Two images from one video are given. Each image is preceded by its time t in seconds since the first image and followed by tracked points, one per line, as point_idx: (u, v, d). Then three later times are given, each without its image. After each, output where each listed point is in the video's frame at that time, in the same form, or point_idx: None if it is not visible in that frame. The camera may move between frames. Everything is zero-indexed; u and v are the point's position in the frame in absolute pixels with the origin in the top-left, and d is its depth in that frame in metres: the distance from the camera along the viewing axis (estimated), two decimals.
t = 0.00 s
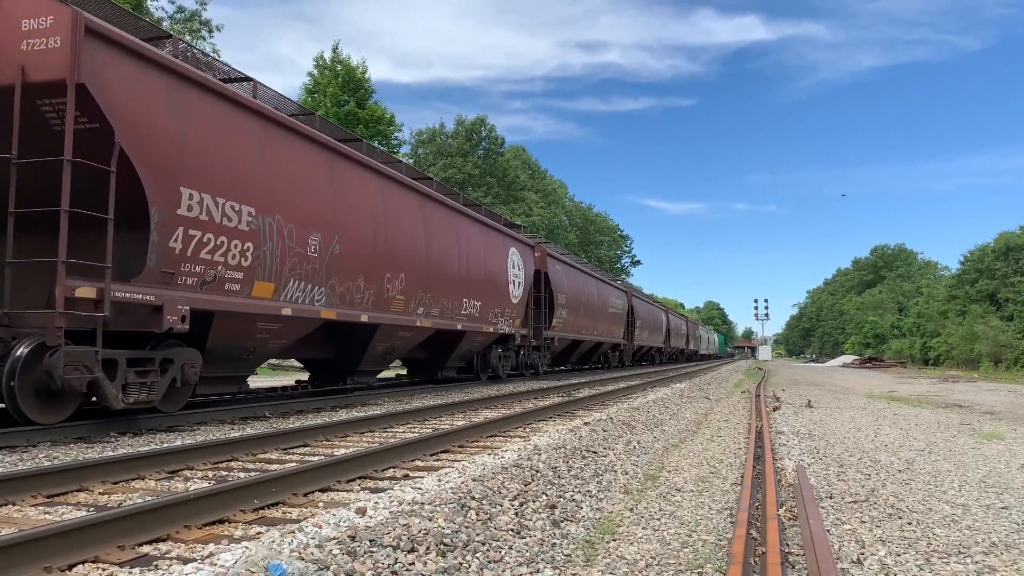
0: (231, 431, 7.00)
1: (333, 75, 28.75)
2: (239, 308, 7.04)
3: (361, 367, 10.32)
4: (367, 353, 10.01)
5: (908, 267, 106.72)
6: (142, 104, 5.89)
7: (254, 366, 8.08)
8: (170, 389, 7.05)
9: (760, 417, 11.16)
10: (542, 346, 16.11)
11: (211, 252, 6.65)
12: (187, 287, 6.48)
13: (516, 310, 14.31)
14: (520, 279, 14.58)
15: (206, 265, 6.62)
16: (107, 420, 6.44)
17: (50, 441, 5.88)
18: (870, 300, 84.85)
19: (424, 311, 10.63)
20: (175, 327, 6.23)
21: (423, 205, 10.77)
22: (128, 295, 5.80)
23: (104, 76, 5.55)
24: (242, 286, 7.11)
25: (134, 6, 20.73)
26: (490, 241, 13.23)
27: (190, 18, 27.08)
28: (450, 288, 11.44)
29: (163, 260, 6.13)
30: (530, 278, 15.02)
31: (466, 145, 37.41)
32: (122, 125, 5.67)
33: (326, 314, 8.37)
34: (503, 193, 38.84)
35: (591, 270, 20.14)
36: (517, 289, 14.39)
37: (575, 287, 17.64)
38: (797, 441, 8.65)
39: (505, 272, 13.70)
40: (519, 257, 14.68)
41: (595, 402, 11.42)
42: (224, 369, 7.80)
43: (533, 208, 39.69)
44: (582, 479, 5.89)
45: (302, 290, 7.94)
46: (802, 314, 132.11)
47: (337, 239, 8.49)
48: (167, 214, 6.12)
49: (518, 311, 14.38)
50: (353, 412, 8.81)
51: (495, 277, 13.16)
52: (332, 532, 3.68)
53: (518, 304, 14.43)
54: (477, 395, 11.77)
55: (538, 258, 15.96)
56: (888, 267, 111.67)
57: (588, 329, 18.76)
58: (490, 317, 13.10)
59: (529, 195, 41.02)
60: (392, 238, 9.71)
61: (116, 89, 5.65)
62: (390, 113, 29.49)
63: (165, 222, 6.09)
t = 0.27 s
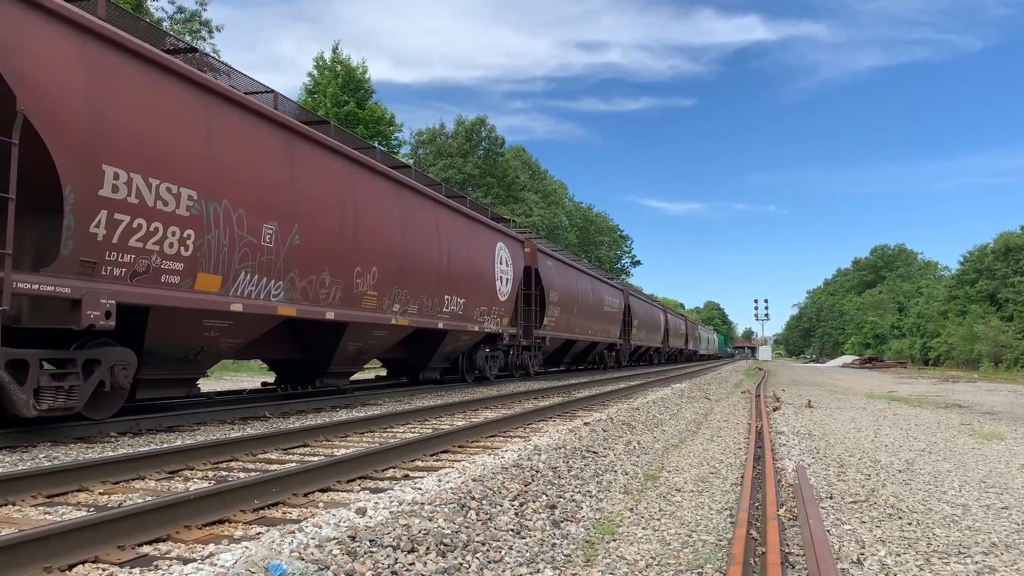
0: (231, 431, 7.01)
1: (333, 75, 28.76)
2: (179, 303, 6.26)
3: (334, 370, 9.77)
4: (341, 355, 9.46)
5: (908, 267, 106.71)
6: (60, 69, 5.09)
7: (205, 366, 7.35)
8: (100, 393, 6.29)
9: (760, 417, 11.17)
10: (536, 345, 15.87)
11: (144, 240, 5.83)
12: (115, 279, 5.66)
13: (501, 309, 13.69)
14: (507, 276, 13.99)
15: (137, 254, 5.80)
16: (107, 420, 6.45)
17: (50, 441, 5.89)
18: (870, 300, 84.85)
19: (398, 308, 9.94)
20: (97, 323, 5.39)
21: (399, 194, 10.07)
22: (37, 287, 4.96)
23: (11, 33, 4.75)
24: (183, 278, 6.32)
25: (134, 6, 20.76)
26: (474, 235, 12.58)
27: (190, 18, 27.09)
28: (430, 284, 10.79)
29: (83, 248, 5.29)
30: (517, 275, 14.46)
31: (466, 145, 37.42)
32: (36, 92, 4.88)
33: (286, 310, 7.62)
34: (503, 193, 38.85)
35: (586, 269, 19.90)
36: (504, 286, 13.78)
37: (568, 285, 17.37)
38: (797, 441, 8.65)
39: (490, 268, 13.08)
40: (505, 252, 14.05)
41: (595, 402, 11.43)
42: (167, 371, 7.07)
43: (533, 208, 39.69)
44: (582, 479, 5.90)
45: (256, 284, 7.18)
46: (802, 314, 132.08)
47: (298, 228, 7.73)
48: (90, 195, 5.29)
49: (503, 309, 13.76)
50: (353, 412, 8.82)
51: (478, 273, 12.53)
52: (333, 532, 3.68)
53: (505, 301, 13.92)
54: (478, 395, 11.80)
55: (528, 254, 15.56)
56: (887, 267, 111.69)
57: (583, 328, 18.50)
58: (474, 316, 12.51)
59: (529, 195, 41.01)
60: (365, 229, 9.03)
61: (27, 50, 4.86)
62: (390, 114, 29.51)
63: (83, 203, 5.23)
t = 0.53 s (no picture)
0: (231, 431, 7.01)
1: (333, 75, 28.74)
2: (108, 296, 5.53)
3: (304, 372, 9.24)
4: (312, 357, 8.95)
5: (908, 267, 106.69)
6: None
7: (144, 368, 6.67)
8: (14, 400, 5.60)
9: (760, 417, 11.16)
10: (529, 345, 15.59)
11: (63, 225, 5.15)
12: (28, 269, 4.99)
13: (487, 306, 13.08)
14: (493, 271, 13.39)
15: (54, 240, 5.11)
16: (107, 420, 6.46)
17: (50, 441, 5.90)
18: (870, 300, 84.84)
19: (371, 304, 9.30)
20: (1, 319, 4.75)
21: (373, 182, 9.45)
22: None
23: None
24: (113, 270, 5.63)
25: (134, 6, 20.77)
26: (456, 228, 11.93)
27: (190, 18, 27.07)
28: (407, 279, 10.15)
29: None
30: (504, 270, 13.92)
31: (466, 145, 37.39)
32: None
33: (239, 305, 6.96)
34: (503, 193, 38.83)
35: (582, 267, 19.65)
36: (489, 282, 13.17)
37: (562, 283, 17.06)
38: (797, 441, 8.65)
39: (473, 263, 12.44)
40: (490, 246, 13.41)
41: (595, 402, 11.42)
42: (103, 374, 6.35)
43: (533, 208, 39.65)
44: (582, 479, 5.90)
45: (202, 276, 6.50)
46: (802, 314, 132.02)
47: (253, 216, 7.07)
48: None
49: (488, 307, 13.15)
50: (352, 412, 8.82)
51: (461, 268, 11.91)
52: (332, 532, 3.68)
53: (492, 299, 13.42)
54: (477, 395, 11.80)
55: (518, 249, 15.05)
56: (887, 267, 111.70)
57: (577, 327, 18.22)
58: (457, 314, 11.91)
59: (529, 194, 40.98)
60: (333, 219, 8.38)
61: None
62: (390, 113, 29.50)
63: None
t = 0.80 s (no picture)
0: (231, 431, 7.01)
1: (333, 75, 28.73)
2: (17, 289, 4.79)
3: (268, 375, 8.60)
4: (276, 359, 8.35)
5: (908, 267, 106.67)
6: None
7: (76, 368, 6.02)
8: None
9: (760, 417, 11.16)
10: (521, 345, 15.26)
11: None
12: None
13: (472, 304, 12.46)
14: (479, 267, 12.79)
15: None
16: (107, 420, 6.46)
17: (50, 441, 5.90)
18: (870, 300, 84.83)
19: (342, 301, 8.63)
20: None
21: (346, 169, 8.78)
22: None
23: None
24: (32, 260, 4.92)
25: (133, 6, 20.78)
26: (439, 221, 11.30)
27: (190, 18, 27.07)
28: (384, 274, 9.51)
29: None
30: (491, 267, 13.34)
31: (466, 145, 37.39)
32: None
33: (185, 302, 6.27)
34: (503, 193, 38.83)
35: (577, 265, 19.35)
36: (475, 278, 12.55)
37: (556, 281, 16.71)
38: (797, 441, 8.65)
39: (458, 259, 11.82)
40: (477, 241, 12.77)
41: (595, 402, 11.43)
42: (23, 374, 5.68)
43: (533, 208, 39.65)
44: (582, 479, 5.90)
45: (141, 269, 5.79)
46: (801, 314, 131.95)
47: (202, 202, 6.37)
48: None
49: (474, 304, 12.53)
50: (352, 412, 8.83)
51: (444, 263, 11.27)
52: (333, 532, 3.68)
53: (481, 296, 12.85)
54: (478, 395, 11.81)
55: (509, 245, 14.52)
56: (887, 267, 111.72)
57: (571, 326, 17.90)
58: (441, 312, 11.31)
59: (529, 194, 40.97)
60: (299, 209, 7.74)
61: None
62: (390, 114, 29.49)
63: None
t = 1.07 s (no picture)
0: (231, 431, 7.00)
1: (333, 74, 28.71)
2: None
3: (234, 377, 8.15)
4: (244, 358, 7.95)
5: (908, 267, 106.65)
6: None
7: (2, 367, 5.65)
8: None
9: (760, 417, 11.15)
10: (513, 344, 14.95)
11: None
12: None
13: (456, 301, 11.98)
14: (464, 263, 12.32)
15: None
16: (106, 420, 6.45)
17: (49, 441, 5.89)
18: (870, 300, 84.81)
19: (312, 296, 8.15)
20: None
21: (317, 156, 8.31)
22: None
23: None
24: None
25: (133, 5, 20.77)
26: (421, 213, 10.80)
27: (190, 18, 27.05)
28: (359, 268, 9.02)
29: None
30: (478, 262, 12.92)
31: (466, 145, 37.36)
32: None
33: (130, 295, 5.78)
34: (503, 193, 38.81)
35: (571, 262, 19.05)
36: (459, 273, 12.07)
37: (548, 278, 16.39)
38: (797, 441, 8.64)
39: (441, 254, 11.33)
40: (461, 235, 12.29)
41: (595, 402, 11.42)
42: None
43: (533, 208, 39.63)
44: (582, 479, 5.89)
45: (75, 259, 5.30)
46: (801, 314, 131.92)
47: (148, 187, 5.88)
48: None
49: (458, 301, 12.06)
50: (352, 412, 8.81)
51: (425, 258, 10.79)
52: (333, 532, 3.68)
53: (467, 293, 12.43)
54: (478, 395, 11.80)
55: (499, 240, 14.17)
56: (887, 267, 111.71)
57: (565, 324, 17.58)
58: (423, 309, 10.85)
59: (529, 194, 40.95)
60: (261, 197, 7.26)
61: None
62: (390, 113, 29.47)
63: None
